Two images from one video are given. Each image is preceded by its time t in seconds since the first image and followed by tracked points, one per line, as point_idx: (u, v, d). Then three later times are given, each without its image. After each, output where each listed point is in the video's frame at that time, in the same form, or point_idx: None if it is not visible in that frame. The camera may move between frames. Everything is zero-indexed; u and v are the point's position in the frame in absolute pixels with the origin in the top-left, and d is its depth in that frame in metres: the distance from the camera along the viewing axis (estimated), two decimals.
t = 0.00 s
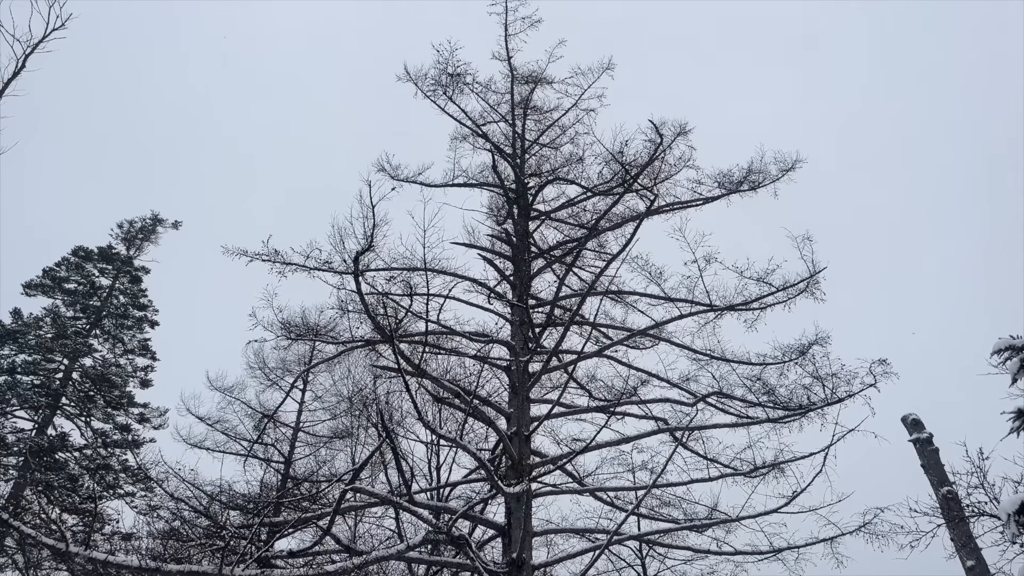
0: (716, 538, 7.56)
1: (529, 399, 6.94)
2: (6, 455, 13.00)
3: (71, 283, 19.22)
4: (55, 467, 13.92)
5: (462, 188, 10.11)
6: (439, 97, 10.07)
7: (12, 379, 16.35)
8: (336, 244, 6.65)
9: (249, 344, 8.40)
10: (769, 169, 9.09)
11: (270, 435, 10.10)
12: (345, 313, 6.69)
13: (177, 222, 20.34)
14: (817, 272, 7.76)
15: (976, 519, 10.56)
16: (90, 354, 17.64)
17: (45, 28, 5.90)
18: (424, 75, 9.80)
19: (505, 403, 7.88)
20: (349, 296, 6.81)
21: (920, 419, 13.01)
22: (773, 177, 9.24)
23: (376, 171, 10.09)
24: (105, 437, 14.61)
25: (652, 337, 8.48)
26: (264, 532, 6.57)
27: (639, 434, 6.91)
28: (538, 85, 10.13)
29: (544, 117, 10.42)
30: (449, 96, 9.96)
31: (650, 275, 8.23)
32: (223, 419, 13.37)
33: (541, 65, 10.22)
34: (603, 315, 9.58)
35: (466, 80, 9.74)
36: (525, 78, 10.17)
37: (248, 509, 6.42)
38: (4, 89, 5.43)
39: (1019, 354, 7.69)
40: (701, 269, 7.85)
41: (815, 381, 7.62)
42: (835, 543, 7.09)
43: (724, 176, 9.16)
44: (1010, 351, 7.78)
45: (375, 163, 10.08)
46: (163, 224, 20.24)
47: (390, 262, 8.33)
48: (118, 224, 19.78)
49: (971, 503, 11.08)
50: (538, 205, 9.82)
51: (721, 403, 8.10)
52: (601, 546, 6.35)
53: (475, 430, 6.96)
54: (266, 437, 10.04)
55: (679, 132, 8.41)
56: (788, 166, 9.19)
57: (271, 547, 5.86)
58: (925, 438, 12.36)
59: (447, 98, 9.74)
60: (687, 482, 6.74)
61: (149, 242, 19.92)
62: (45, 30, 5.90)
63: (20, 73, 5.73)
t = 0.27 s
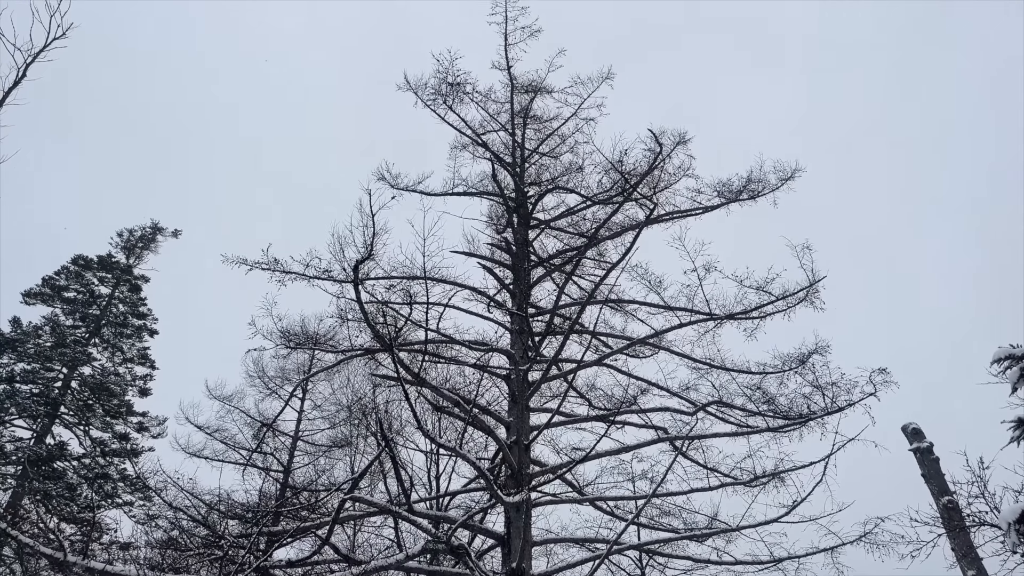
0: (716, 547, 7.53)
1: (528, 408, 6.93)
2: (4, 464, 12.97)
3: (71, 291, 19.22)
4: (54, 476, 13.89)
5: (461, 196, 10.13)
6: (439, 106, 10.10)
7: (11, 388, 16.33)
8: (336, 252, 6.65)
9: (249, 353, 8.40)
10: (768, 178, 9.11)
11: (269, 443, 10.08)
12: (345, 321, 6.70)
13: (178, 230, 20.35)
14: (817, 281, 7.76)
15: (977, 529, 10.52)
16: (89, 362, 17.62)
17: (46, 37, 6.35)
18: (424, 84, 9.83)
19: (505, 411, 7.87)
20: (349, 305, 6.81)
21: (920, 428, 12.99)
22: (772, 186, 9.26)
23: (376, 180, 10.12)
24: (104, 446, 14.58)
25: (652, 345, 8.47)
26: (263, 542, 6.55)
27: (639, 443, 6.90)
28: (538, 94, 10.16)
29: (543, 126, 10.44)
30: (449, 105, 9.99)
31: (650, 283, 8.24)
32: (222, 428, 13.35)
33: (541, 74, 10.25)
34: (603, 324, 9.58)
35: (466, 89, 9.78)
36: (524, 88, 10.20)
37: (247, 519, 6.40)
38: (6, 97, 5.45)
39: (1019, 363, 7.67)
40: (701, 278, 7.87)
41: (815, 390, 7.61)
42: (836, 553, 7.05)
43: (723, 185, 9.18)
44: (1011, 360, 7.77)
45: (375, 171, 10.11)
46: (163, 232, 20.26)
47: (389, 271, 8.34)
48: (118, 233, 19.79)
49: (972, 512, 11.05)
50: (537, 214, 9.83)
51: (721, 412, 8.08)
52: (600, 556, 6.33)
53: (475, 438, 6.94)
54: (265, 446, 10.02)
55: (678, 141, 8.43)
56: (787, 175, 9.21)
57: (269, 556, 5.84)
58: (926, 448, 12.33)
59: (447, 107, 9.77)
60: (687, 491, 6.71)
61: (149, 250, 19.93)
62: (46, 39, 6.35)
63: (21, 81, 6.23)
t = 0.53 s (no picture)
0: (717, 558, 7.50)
1: (528, 417, 6.91)
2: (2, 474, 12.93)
3: (70, 300, 19.21)
4: (52, 486, 13.84)
5: (461, 206, 10.15)
6: (439, 116, 10.13)
7: (10, 397, 16.31)
8: (335, 261, 6.65)
9: (248, 362, 8.40)
10: (767, 187, 9.13)
11: (268, 453, 10.06)
12: (344, 330, 6.70)
13: (178, 239, 20.36)
14: (816, 290, 7.77)
15: (978, 539, 10.49)
16: (88, 372, 17.60)
17: (47, 49, 6.68)
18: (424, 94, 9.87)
19: (505, 421, 7.86)
20: (348, 314, 6.81)
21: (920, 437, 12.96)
22: (771, 195, 9.27)
23: (376, 189, 10.14)
24: (102, 455, 14.55)
25: (651, 355, 8.47)
26: (261, 552, 6.52)
27: (639, 453, 6.88)
28: (537, 104, 10.20)
29: (542, 136, 10.47)
30: (449, 115, 10.02)
31: (649, 293, 8.24)
32: (221, 437, 13.32)
33: (540, 84, 10.29)
34: (603, 333, 9.58)
35: (465, 99, 9.81)
36: (524, 98, 10.23)
37: (245, 529, 6.37)
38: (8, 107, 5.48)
39: (1019, 373, 7.67)
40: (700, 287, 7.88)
41: (815, 399, 7.60)
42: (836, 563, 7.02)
43: (722, 195, 9.19)
44: (1010, 369, 7.76)
45: (374, 181, 10.13)
46: (163, 241, 20.27)
47: (389, 280, 8.34)
48: (118, 242, 19.80)
49: (973, 522, 11.02)
50: (537, 223, 9.84)
51: (721, 422, 8.06)
52: (600, 566, 6.29)
53: (474, 448, 6.93)
54: (264, 456, 9.99)
55: (677, 151, 8.45)
56: (786, 184, 9.23)
57: (268, 567, 5.81)
58: (926, 457, 12.30)
59: (446, 117, 9.80)
60: (687, 501, 6.69)
61: (148, 259, 19.94)
62: (47, 51, 6.68)
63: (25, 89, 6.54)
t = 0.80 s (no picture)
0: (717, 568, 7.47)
1: (527, 427, 6.90)
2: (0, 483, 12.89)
3: (69, 309, 19.19)
4: (50, 496, 13.79)
5: (461, 215, 10.16)
6: (438, 125, 10.15)
7: (8, 406, 16.27)
8: (335, 270, 6.64)
9: (247, 371, 8.38)
10: (766, 197, 9.14)
11: (267, 463, 10.03)
12: (343, 339, 6.68)
13: (177, 248, 20.37)
14: (816, 299, 7.77)
15: (979, 550, 10.46)
16: (87, 381, 17.56)
17: (47, 56, 5.55)
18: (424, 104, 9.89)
19: (504, 431, 7.84)
20: (348, 323, 6.81)
21: (921, 447, 12.94)
22: (770, 205, 9.29)
23: (376, 199, 10.15)
24: (101, 465, 14.51)
25: (651, 364, 8.46)
26: (260, 563, 6.49)
27: (638, 462, 6.86)
28: (537, 114, 10.22)
29: (542, 145, 10.48)
30: (448, 124, 10.03)
31: (649, 302, 8.24)
32: (220, 447, 13.29)
33: (540, 94, 10.31)
34: (602, 343, 9.57)
35: (465, 109, 9.83)
36: (524, 107, 10.25)
37: (243, 539, 6.34)
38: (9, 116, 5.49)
39: (1018, 382, 7.66)
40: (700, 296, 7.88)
41: (815, 409, 7.59)
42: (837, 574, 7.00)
43: (722, 204, 9.21)
44: (1010, 379, 7.76)
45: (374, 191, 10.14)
46: (162, 250, 20.28)
47: (389, 289, 8.33)
48: (117, 251, 19.80)
49: (973, 533, 10.99)
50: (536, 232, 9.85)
51: (720, 431, 8.05)
52: None
53: (473, 458, 6.91)
54: (263, 465, 9.96)
55: (676, 161, 8.47)
56: (785, 194, 9.25)
57: None
58: (926, 468, 12.28)
59: (446, 127, 9.82)
60: (687, 511, 6.67)
61: (148, 268, 19.94)
62: (48, 59, 5.54)
63: (22, 103, 5.44)
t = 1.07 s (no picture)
0: None
1: (527, 437, 6.89)
2: None
3: (68, 319, 19.18)
4: (48, 506, 13.75)
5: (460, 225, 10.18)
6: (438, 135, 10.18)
7: (7, 416, 16.24)
8: (334, 280, 6.65)
9: (246, 381, 8.37)
10: (765, 207, 9.15)
11: (266, 473, 10.01)
12: (343, 349, 6.68)
13: (177, 258, 20.37)
14: (815, 309, 7.77)
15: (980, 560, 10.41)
16: (86, 391, 17.54)
17: (47, 66, 5.67)
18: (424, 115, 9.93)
19: (504, 441, 7.82)
20: (347, 333, 6.81)
21: (921, 457, 12.91)
22: (769, 215, 9.30)
23: (376, 208, 10.17)
24: (99, 475, 14.47)
25: (651, 374, 8.46)
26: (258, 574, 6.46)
27: (638, 473, 6.84)
28: (536, 124, 10.25)
29: (542, 155, 10.51)
30: (448, 134, 10.06)
31: (648, 312, 8.25)
32: (219, 456, 13.26)
33: (539, 104, 10.34)
34: (602, 353, 9.58)
35: (465, 120, 9.87)
36: (523, 117, 10.28)
37: (242, 550, 6.32)
38: (11, 125, 5.50)
39: (1018, 393, 7.65)
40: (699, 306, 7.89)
41: (815, 419, 7.58)
42: None
43: (721, 214, 9.22)
44: (1010, 389, 7.75)
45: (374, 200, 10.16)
46: (162, 260, 20.29)
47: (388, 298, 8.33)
48: (117, 261, 19.81)
49: (974, 544, 10.95)
50: (535, 242, 9.85)
51: (720, 441, 8.03)
52: None
53: (473, 468, 6.90)
54: (261, 475, 9.94)
55: (675, 170, 8.48)
56: (784, 204, 9.26)
57: None
58: (927, 478, 12.25)
59: (446, 137, 9.85)
60: (687, 522, 6.65)
61: (147, 278, 19.94)
62: (48, 69, 5.68)
63: (25, 111, 5.54)
